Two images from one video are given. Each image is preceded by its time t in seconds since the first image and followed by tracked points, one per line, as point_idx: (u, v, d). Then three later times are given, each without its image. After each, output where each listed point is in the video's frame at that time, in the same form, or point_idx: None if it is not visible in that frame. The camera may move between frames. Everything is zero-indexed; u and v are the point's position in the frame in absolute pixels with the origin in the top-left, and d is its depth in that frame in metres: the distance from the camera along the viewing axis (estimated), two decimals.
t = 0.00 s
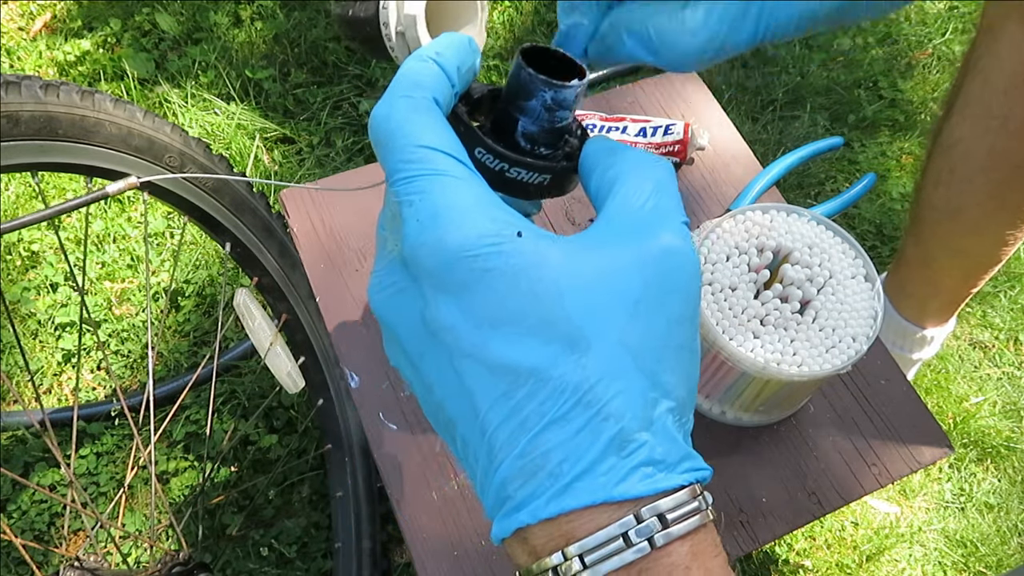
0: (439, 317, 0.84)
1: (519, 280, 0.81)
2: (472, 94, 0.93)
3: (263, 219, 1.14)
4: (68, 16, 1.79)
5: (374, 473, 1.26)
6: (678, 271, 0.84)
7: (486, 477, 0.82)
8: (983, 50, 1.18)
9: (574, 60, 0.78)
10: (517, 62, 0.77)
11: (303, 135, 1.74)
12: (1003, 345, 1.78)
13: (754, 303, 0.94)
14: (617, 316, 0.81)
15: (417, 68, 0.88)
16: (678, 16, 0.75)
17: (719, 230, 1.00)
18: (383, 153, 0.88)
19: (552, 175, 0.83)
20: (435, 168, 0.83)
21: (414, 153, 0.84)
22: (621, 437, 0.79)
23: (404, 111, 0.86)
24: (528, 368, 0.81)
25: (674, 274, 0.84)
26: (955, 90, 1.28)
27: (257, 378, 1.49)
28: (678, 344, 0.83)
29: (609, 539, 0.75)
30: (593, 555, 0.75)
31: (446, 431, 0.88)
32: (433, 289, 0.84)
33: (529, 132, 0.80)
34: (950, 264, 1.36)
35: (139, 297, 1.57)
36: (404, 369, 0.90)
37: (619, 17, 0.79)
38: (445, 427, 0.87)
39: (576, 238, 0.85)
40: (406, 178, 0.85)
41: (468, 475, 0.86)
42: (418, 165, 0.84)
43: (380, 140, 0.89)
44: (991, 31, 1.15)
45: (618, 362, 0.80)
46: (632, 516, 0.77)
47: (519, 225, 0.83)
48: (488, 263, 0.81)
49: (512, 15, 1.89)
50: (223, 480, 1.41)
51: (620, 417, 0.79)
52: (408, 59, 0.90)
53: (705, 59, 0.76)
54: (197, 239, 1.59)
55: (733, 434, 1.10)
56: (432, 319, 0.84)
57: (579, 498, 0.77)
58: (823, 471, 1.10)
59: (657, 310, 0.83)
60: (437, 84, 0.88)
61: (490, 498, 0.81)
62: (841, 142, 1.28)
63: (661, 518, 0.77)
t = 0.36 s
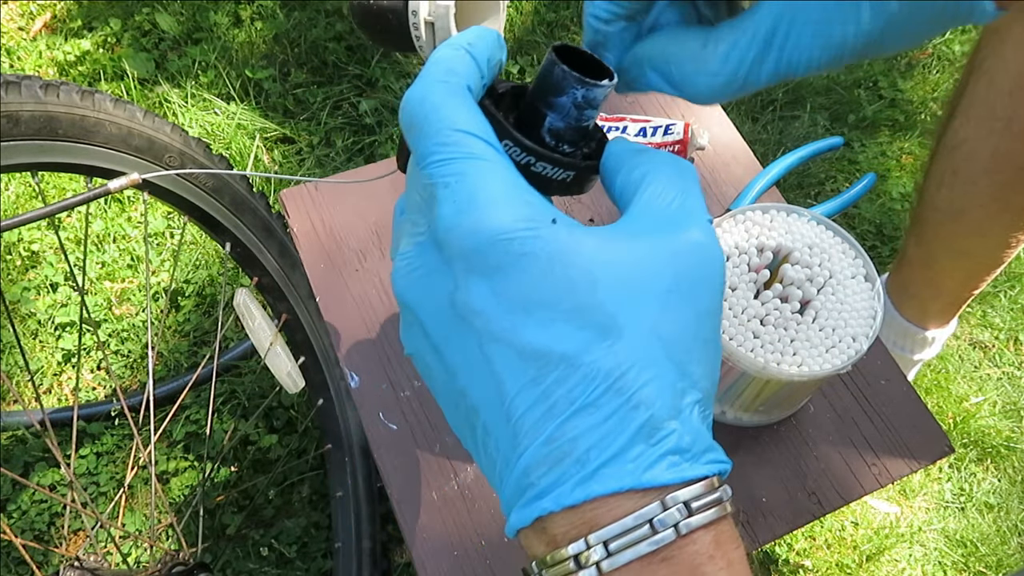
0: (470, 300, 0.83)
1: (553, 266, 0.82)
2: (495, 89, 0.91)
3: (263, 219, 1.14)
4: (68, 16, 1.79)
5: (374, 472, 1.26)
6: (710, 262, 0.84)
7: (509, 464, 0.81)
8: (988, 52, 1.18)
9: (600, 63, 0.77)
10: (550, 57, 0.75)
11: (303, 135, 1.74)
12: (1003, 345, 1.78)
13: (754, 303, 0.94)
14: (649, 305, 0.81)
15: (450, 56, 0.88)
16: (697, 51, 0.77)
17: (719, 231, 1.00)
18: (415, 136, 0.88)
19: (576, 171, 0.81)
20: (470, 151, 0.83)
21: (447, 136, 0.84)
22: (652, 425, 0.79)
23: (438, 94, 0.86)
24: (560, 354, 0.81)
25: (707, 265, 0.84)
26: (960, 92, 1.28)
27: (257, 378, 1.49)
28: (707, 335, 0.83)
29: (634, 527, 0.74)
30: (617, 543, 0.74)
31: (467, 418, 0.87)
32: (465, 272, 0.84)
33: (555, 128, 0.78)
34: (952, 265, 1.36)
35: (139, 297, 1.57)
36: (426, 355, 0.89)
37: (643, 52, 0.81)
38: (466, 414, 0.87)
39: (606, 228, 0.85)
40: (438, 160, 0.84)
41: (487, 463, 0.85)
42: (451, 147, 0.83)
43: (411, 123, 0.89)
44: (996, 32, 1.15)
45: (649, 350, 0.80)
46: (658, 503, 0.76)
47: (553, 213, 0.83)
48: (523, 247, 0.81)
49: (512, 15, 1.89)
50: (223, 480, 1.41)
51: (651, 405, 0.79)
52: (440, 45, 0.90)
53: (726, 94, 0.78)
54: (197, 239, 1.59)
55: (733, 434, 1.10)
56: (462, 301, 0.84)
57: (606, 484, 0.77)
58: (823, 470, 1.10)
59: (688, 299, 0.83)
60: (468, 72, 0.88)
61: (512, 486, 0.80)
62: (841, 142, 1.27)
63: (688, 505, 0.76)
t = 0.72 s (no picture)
0: (488, 304, 0.83)
1: (571, 273, 0.82)
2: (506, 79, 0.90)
3: (263, 219, 1.14)
4: (68, 16, 1.79)
5: (374, 472, 1.26)
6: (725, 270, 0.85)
7: (521, 469, 0.81)
8: (995, 53, 1.18)
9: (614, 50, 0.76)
10: (568, 49, 0.73)
11: (303, 135, 1.74)
12: (1003, 345, 1.78)
13: (754, 303, 0.94)
14: (667, 314, 0.82)
15: (464, 52, 0.87)
16: (737, 36, 0.78)
17: (719, 231, 1.00)
18: (429, 134, 0.87)
19: (598, 161, 0.79)
20: (489, 154, 0.82)
21: (463, 137, 0.83)
22: (669, 433, 0.79)
23: (454, 92, 0.84)
24: (579, 361, 0.81)
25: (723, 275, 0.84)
26: (966, 93, 1.29)
27: (257, 378, 1.49)
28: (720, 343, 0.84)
29: (652, 529, 0.75)
30: (634, 545, 0.74)
31: (476, 423, 0.87)
32: (482, 276, 0.84)
33: (576, 118, 0.76)
34: (955, 266, 1.36)
35: (139, 297, 1.57)
36: (435, 357, 0.89)
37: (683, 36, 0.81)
38: (476, 418, 0.86)
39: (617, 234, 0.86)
40: (455, 163, 0.84)
41: (494, 468, 0.85)
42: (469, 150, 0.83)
43: (424, 120, 0.87)
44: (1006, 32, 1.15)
45: (667, 359, 0.81)
46: (674, 508, 0.76)
47: (570, 221, 0.84)
48: (542, 255, 0.82)
49: (512, 15, 1.89)
50: (223, 480, 1.41)
51: (668, 413, 0.80)
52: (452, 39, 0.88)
53: (768, 85, 0.80)
54: (197, 239, 1.59)
55: (733, 434, 1.10)
56: (479, 305, 0.84)
57: (622, 489, 0.77)
58: (823, 470, 1.10)
59: (706, 308, 0.83)
60: (483, 68, 0.86)
61: (524, 490, 0.80)
62: (841, 141, 1.27)
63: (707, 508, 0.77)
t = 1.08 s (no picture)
0: (547, 276, 0.80)
1: (631, 245, 0.80)
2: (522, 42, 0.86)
3: (263, 219, 1.14)
4: (68, 16, 1.79)
5: (374, 472, 1.26)
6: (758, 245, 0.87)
7: (574, 444, 0.78)
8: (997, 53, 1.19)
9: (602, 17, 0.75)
10: (575, 18, 0.73)
11: (303, 135, 1.75)
12: (1003, 345, 1.78)
13: (754, 303, 0.94)
14: (712, 284, 0.82)
15: (503, 20, 0.82)
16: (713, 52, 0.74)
17: (719, 231, 1.00)
18: (477, 100, 0.81)
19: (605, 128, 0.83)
20: (550, 124, 0.80)
21: (526, 105, 0.79)
22: (722, 400, 0.79)
23: (509, 60, 0.80)
24: (643, 333, 0.79)
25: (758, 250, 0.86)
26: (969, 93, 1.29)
27: (257, 378, 1.49)
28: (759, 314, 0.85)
29: (710, 483, 0.73)
30: (695, 498, 0.73)
31: (514, 403, 0.81)
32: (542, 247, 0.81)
33: (581, 88, 0.79)
34: (957, 266, 1.35)
35: (139, 297, 1.57)
36: (473, 334, 0.83)
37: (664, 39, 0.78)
38: (515, 397, 0.81)
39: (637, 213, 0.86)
40: (516, 131, 0.79)
41: (535, 448, 0.80)
42: (534, 119, 0.79)
43: (468, 84, 0.81)
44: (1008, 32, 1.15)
45: (718, 327, 0.81)
46: (724, 465, 0.75)
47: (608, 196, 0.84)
48: (604, 224, 0.80)
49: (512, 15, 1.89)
50: (223, 480, 1.40)
51: (720, 379, 0.80)
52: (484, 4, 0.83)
53: (738, 101, 0.76)
54: (197, 239, 1.59)
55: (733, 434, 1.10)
56: (543, 277, 0.80)
57: (690, 450, 0.76)
58: (823, 471, 1.10)
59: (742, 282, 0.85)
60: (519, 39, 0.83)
61: (582, 462, 0.77)
62: (841, 142, 1.27)
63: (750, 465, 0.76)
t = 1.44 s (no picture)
0: (566, 298, 0.79)
1: (647, 259, 0.79)
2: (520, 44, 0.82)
3: (263, 219, 1.15)
4: (68, 16, 1.79)
5: (374, 473, 1.26)
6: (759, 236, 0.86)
7: (597, 449, 0.80)
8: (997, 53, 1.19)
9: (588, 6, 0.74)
10: (568, 19, 0.72)
11: (303, 135, 1.75)
12: (1003, 345, 1.78)
13: (754, 302, 0.94)
14: (721, 286, 0.82)
15: (506, 40, 0.80)
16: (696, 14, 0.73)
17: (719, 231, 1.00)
18: (487, 125, 0.79)
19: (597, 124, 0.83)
20: (562, 147, 0.78)
21: (539, 132, 0.77)
22: (734, 394, 0.82)
23: (518, 83, 0.78)
24: (660, 345, 0.79)
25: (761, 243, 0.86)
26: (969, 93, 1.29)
27: (257, 378, 1.49)
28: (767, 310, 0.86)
29: (717, 474, 0.76)
30: (706, 487, 0.76)
31: (537, 415, 0.82)
32: (563, 272, 0.79)
33: (573, 86, 0.78)
34: (958, 267, 1.35)
35: (139, 297, 1.57)
36: (495, 353, 0.82)
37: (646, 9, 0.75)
38: (538, 409, 0.82)
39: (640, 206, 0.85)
40: (530, 159, 0.77)
41: (558, 455, 0.82)
42: (546, 145, 0.77)
43: (477, 108, 0.79)
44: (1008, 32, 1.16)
45: (727, 327, 0.82)
46: (730, 456, 0.78)
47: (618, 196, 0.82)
48: (621, 244, 0.78)
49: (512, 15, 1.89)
50: (223, 480, 1.40)
51: (732, 376, 0.81)
52: (483, 24, 0.80)
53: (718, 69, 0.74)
54: (197, 239, 1.59)
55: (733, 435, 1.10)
56: (561, 301, 0.79)
57: (707, 447, 0.78)
58: (823, 470, 1.10)
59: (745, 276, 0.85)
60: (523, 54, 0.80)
61: (604, 472, 0.79)
62: (841, 141, 1.27)
63: (754, 453, 0.79)
